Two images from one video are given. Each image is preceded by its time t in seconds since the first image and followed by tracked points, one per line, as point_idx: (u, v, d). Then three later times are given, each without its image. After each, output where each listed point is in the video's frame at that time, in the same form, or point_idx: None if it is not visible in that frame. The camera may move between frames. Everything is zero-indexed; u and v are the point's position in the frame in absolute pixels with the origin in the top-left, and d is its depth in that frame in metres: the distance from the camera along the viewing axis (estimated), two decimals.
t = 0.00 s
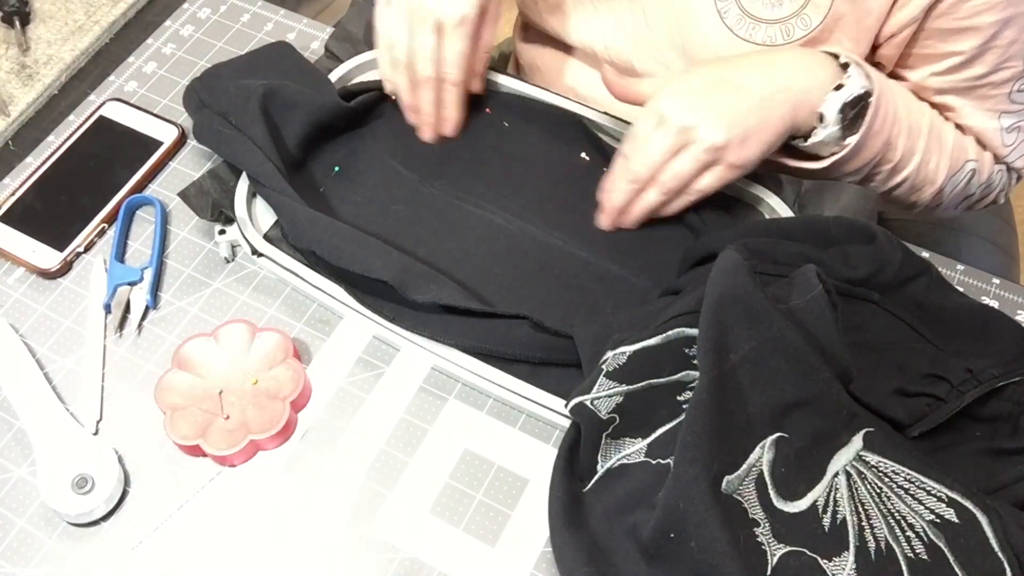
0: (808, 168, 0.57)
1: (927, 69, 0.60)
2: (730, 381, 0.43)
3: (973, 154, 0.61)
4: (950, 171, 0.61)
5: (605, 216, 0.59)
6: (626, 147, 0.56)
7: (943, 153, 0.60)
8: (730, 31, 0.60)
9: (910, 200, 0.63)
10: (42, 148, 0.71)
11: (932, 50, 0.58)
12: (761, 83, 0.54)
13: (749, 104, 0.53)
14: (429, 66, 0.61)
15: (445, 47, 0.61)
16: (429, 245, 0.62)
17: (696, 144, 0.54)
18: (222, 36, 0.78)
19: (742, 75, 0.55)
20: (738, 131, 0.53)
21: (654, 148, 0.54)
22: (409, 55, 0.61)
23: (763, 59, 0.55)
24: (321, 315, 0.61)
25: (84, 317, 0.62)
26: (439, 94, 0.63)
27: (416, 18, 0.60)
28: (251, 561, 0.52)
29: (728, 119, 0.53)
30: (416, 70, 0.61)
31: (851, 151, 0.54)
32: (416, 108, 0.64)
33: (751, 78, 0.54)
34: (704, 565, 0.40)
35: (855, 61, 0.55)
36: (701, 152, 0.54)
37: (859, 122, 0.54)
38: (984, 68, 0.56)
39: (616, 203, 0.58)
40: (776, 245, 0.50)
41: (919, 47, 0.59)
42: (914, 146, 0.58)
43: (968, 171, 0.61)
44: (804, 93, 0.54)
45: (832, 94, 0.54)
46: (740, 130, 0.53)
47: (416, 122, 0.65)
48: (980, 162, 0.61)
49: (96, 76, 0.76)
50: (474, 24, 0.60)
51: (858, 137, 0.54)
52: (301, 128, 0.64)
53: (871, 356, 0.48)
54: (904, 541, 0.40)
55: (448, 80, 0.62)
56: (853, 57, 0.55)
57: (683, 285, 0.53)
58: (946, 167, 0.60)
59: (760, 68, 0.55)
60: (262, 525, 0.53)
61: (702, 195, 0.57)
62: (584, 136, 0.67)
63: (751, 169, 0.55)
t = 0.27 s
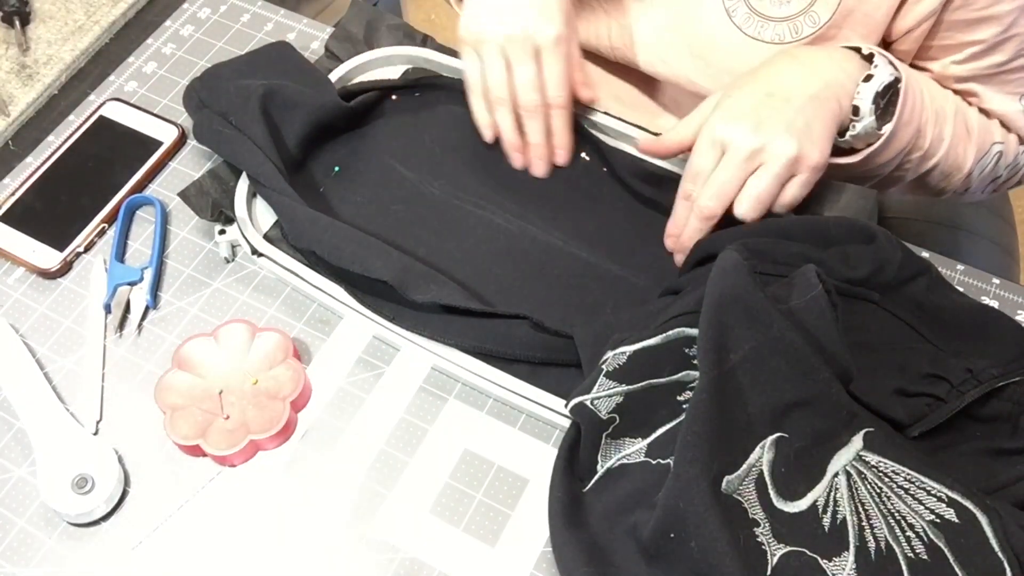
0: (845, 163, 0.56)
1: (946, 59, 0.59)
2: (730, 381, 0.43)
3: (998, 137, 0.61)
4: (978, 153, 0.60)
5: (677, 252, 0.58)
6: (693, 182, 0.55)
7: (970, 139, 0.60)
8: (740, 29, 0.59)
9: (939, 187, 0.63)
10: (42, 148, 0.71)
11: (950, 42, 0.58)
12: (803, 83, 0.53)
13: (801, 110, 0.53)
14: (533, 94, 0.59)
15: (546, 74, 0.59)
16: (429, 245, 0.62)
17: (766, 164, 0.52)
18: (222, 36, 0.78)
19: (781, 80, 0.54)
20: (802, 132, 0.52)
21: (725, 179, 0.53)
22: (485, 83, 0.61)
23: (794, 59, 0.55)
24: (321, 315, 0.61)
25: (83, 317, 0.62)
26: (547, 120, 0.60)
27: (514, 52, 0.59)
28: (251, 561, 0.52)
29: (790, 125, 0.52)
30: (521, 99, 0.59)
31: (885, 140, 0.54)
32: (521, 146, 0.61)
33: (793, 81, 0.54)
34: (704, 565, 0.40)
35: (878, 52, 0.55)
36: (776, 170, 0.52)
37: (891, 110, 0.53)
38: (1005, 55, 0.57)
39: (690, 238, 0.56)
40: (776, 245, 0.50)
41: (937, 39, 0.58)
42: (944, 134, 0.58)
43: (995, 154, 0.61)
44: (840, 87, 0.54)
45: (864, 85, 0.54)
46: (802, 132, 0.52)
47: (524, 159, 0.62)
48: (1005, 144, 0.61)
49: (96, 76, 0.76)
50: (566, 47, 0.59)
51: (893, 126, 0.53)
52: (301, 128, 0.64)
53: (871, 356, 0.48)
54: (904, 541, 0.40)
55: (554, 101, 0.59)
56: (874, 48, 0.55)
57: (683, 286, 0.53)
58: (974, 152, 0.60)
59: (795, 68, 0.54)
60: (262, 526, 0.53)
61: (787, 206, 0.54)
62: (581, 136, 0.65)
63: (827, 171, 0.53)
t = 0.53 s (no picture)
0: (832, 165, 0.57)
1: (941, 56, 0.59)
2: (730, 381, 0.43)
3: (990, 140, 0.60)
4: (969, 156, 0.60)
5: (664, 274, 0.55)
6: (673, 193, 0.56)
7: (959, 141, 0.59)
8: (741, 26, 0.60)
9: (931, 189, 0.63)
10: (43, 148, 0.71)
11: (947, 36, 0.58)
12: (785, 90, 0.54)
13: (780, 117, 0.53)
14: (572, 106, 0.62)
15: (580, 85, 0.63)
16: (429, 245, 0.62)
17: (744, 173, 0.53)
18: (222, 36, 0.78)
19: (761, 87, 0.54)
20: (781, 143, 0.53)
21: (704, 189, 0.54)
22: (522, 99, 0.64)
23: (774, 66, 0.55)
24: (321, 315, 0.61)
25: (83, 317, 0.62)
26: (587, 132, 0.63)
27: (551, 68, 0.63)
28: (250, 561, 0.52)
29: (769, 135, 0.53)
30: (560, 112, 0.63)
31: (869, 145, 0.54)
32: (565, 160, 0.63)
33: (772, 89, 0.54)
34: (704, 565, 0.40)
35: (863, 55, 0.55)
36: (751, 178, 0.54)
37: (875, 115, 0.54)
38: (998, 50, 0.56)
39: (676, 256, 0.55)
40: (776, 245, 0.50)
41: (933, 33, 0.58)
42: (931, 137, 0.57)
43: (986, 157, 0.61)
44: (823, 93, 0.54)
45: (847, 90, 0.54)
46: (781, 142, 0.53)
47: (568, 173, 0.63)
48: (997, 147, 0.61)
49: (96, 76, 0.76)
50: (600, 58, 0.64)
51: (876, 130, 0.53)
52: (301, 128, 0.64)
53: (871, 357, 0.48)
54: (904, 541, 0.40)
55: (591, 113, 0.63)
56: (860, 52, 0.55)
57: (683, 286, 0.53)
58: (964, 155, 0.60)
59: (775, 75, 0.55)
60: (262, 526, 0.53)
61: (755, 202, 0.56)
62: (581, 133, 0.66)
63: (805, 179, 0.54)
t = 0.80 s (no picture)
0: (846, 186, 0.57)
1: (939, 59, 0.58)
2: (730, 381, 0.43)
3: (990, 145, 0.60)
4: (972, 163, 0.60)
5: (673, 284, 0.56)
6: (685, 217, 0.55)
7: (963, 149, 0.59)
8: (739, 24, 0.60)
9: (935, 201, 0.63)
10: (43, 148, 0.71)
11: (940, 39, 0.57)
12: (803, 119, 0.54)
13: (799, 150, 0.54)
14: (573, 106, 0.63)
15: (581, 84, 0.64)
16: (428, 245, 0.62)
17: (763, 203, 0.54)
18: (222, 36, 0.78)
19: (777, 115, 0.55)
20: (800, 174, 0.54)
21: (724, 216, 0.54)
22: (524, 97, 0.65)
23: (789, 91, 0.56)
24: (321, 315, 0.61)
25: (83, 317, 0.62)
26: (586, 132, 0.63)
27: (553, 68, 0.64)
28: (250, 561, 0.52)
29: (790, 166, 0.54)
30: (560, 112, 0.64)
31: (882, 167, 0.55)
32: (565, 159, 0.64)
33: (789, 117, 0.55)
34: (704, 565, 0.40)
35: (871, 78, 0.56)
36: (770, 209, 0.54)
37: (887, 138, 0.55)
38: (995, 52, 0.56)
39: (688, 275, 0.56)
40: (776, 245, 0.50)
41: (928, 35, 0.58)
42: (937, 147, 0.58)
43: (988, 162, 0.61)
44: (836, 119, 0.55)
45: (859, 115, 0.55)
46: (800, 173, 0.54)
47: (569, 172, 0.63)
48: (997, 151, 0.61)
49: (96, 76, 0.76)
50: (602, 58, 0.65)
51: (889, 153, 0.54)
52: (301, 128, 0.64)
53: (871, 357, 0.48)
54: (904, 541, 0.40)
55: (592, 112, 0.63)
56: (867, 74, 0.56)
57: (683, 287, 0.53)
58: (968, 162, 0.60)
59: (791, 101, 0.55)
60: (262, 526, 0.53)
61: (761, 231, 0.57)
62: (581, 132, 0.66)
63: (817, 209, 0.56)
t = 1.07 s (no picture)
0: (861, 180, 0.58)
1: (946, 62, 0.59)
2: (730, 381, 0.43)
3: (1000, 142, 0.61)
4: (983, 160, 0.60)
5: (681, 258, 0.56)
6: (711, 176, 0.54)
7: (975, 145, 0.59)
8: (740, 27, 0.60)
9: (945, 197, 0.63)
10: (43, 148, 0.71)
11: (948, 42, 0.58)
12: (835, 99, 0.54)
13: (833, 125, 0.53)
14: (573, 106, 0.63)
15: (581, 85, 0.63)
16: (429, 245, 0.62)
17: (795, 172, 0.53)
18: (222, 36, 0.78)
19: (814, 88, 0.54)
20: (831, 152, 0.53)
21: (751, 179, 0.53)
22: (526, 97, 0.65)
23: (823, 72, 0.55)
24: (321, 315, 0.61)
25: (83, 317, 0.62)
26: (586, 132, 0.63)
27: (553, 68, 0.63)
28: (250, 561, 0.52)
29: (822, 142, 0.53)
30: (560, 112, 0.63)
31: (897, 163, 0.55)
32: (565, 159, 0.63)
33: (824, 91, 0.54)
34: (704, 565, 0.40)
35: (895, 73, 0.56)
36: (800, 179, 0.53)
37: (905, 132, 0.55)
38: (1002, 56, 0.56)
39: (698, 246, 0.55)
40: (776, 245, 0.50)
41: (934, 38, 0.58)
42: (951, 143, 0.57)
43: (997, 158, 0.61)
44: (863, 104, 0.55)
45: (880, 108, 0.55)
46: (832, 150, 0.53)
47: (569, 172, 0.63)
48: (1006, 148, 0.61)
49: (96, 76, 0.76)
50: (603, 57, 0.64)
51: (905, 148, 0.54)
52: (301, 128, 0.64)
53: (871, 357, 0.48)
54: (904, 541, 0.40)
55: (592, 113, 0.63)
56: (891, 69, 0.56)
57: (683, 288, 0.53)
58: (980, 157, 0.60)
59: (824, 80, 0.55)
60: (262, 526, 0.53)
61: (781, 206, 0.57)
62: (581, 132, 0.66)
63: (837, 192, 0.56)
